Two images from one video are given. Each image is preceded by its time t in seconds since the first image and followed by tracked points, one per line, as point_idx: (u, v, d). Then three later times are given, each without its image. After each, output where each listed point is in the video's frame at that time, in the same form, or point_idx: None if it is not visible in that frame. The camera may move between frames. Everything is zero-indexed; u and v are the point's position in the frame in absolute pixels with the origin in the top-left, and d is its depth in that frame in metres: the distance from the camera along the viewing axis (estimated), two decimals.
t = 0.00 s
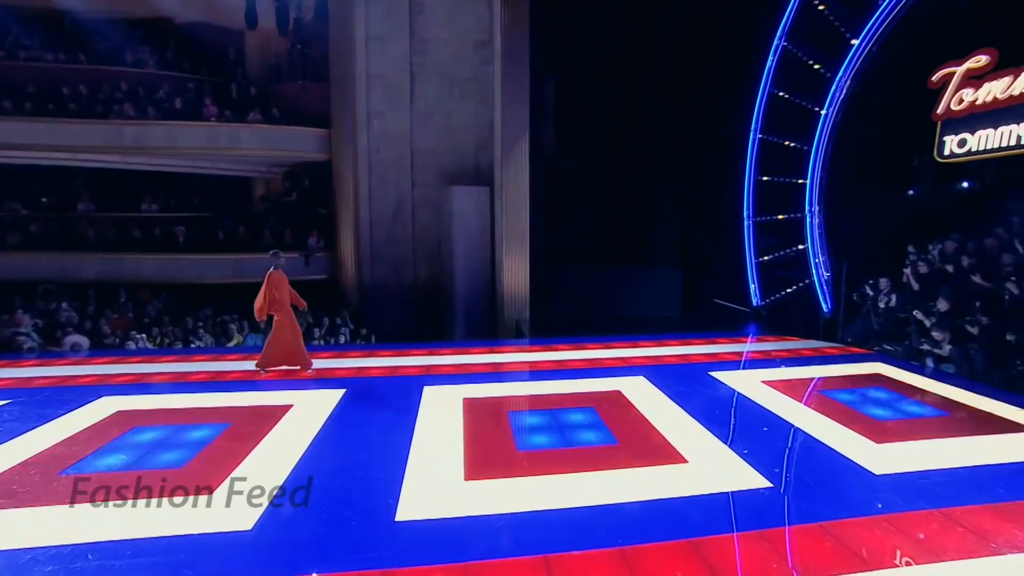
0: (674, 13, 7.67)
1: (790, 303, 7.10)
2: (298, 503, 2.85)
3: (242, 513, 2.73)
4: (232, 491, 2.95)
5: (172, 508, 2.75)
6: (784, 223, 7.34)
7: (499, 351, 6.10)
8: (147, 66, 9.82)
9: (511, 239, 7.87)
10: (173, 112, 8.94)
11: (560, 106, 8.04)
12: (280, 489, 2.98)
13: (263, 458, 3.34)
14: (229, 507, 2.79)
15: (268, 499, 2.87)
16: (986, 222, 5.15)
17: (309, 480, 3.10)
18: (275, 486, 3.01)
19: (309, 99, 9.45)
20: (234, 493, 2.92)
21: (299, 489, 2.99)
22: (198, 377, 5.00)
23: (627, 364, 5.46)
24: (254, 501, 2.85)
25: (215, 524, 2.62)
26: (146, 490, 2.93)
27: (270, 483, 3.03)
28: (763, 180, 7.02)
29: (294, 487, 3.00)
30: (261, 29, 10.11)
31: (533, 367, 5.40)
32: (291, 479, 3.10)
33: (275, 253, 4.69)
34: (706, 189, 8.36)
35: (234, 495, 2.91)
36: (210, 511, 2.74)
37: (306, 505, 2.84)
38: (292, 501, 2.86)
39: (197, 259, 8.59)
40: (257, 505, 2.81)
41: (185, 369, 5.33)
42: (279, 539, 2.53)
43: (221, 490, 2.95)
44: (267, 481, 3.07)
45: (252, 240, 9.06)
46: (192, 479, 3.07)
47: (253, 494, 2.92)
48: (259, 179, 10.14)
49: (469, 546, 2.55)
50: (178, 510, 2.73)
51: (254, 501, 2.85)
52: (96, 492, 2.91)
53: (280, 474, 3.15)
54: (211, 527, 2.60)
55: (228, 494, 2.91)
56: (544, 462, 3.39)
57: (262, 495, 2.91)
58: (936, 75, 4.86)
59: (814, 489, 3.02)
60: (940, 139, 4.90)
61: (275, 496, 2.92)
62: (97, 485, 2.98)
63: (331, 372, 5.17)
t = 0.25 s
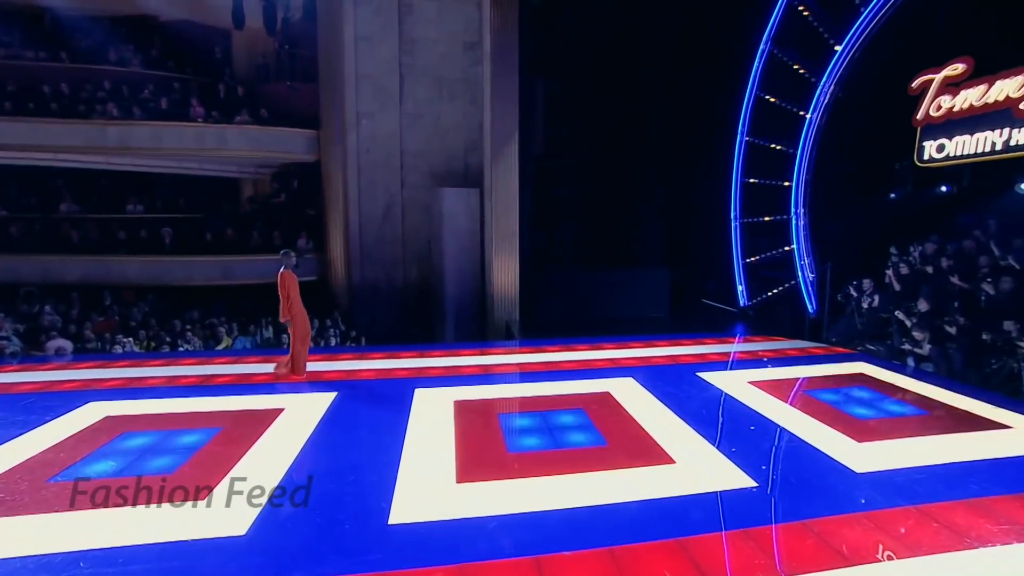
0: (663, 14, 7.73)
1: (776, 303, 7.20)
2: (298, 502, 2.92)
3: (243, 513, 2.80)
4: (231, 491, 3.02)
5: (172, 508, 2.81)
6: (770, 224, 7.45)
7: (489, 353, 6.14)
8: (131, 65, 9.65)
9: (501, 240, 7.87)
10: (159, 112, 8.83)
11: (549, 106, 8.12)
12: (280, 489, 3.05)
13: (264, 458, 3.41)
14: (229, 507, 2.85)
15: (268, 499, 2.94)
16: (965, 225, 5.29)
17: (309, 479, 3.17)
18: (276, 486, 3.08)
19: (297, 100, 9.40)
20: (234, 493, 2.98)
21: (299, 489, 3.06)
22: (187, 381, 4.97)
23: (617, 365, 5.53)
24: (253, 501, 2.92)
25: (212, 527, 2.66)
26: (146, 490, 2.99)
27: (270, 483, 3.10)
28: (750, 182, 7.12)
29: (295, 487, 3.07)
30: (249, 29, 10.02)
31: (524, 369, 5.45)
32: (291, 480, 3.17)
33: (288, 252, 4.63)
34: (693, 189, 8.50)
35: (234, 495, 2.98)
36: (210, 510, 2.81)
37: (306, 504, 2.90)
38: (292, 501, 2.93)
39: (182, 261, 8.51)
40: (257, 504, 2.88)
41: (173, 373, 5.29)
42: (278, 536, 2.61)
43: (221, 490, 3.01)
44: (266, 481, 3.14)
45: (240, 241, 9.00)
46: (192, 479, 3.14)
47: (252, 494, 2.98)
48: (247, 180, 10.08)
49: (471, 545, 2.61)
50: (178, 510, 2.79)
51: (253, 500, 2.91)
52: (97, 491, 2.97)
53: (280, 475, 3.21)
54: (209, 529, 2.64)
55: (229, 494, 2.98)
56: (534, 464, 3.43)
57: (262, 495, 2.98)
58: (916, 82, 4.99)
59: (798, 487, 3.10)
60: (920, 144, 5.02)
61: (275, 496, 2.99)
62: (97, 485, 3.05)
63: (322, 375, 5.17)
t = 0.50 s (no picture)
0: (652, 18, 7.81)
1: (766, 304, 7.28)
2: (298, 502, 2.98)
3: (243, 512, 2.86)
4: (232, 490, 3.09)
5: (175, 509, 2.88)
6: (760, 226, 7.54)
7: (482, 355, 6.18)
8: (118, 64, 9.41)
9: (493, 241, 7.95)
10: (148, 113, 8.74)
11: (540, 109, 8.19)
12: (280, 489, 3.11)
13: (265, 459, 3.48)
14: (229, 507, 2.91)
15: (267, 499, 3.00)
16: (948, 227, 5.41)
17: (309, 479, 3.23)
18: (277, 485, 3.15)
19: (288, 101, 9.37)
20: (234, 493, 3.05)
21: (299, 488, 3.12)
22: (179, 386, 4.94)
23: (609, 367, 5.58)
24: (253, 501, 2.98)
25: (213, 530, 2.70)
26: (146, 489, 3.08)
27: (271, 483, 3.16)
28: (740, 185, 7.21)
29: (294, 487, 3.13)
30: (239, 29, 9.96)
31: (517, 371, 5.49)
32: (292, 479, 3.23)
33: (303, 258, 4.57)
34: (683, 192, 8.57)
35: (234, 495, 3.04)
36: (211, 510, 2.87)
37: (306, 504, 2.96)
38: (292, 501, 2.99)
39: (173, 264, 8.39)
40: (257, 504, 2.94)
41: (164, 377, 5.26)
42: (279, 533, 2.68)
43: (222, 490, 3.08)
44: (266, 481, 3.20)
45: (230, 243, 8.94)
46: (193, 479, 3.21)
47: (252, 494, 3.05)
48: (238, 181, 10.01)
49: (472, 543, 2.67)
50: (181, 510, 2.86)
51: (253, 500, 2.98)
52: (96, 492, 3.04)
53: (280, 475, 3.28)
54: (210, 531, 2.68)
55: (229, 494, 3.04)
56: (527, 466, 3.47)
57: (262, 495, 3.04)
58: (901, 87, 5.08)
59: (787, 488, 3.16)
60: (905, 149, 5.12)
61: (274, 496, 3.05)
62: (97, 485, 3.12)
63: (315, 378, 5.17)
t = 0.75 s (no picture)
0: (646, 22, 7.87)
1: (758, 305, 7.36)
2: (299, 503, 3.03)
3: (244, 512, 2.90)
4: (232, 490, 3.14)
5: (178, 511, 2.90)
6: (752, 227, 7.63)
7: (477, 356, 6.20)
8: (109, 64, 9.34)
9: (488, 242, 7.96)
10: (140, 114, 8.65)
11: (534, 113, 8.21)
12: (280, 489, 3.17)
13: (264, 459, 3.53)
14: (229, 506, 2.96)
15: (268, 499, 3.04)
16: (936, 230, 5.52)
17: (310, 479, 3.29)
18: (277, 485, 3.20)
19: (282, 102, 9.35)
20: (234, 493, 3.09)
21: (299, 489, 3.17)
22: (175, 389, 4.93)
23: (604, 369, 5.63)
24: (253, 501, 3.03)
25: (217, 532, 2.72)
26: (146, 488, 3.14)
27: (270, 484, 3.21)
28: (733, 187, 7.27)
29: (295, 487, 3.18)
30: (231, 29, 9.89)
31: (512, 373, 5.52)
32: (291, 480, 3.28)
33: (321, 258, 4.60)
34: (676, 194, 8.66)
35: (234, 495, 3.08)
36: (211, 510, 2.91)
37: (306, 504, 3.01)
38: (293, 501, 3.03)
39: (166, 266, 8.33)
40: (257, 503, 3.00)
41: (159, 381, 5.23)
42: (279, 534, 2.72)
43: (222, 491, 3.12)
44: (266, 481, 3.25)
45: (224, 245, 8.90)
46: (193, 479, 3.26)
47: (252, 494, 3.10)
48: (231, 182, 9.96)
49: (472, 545, 2.71)
50: (181, 510, 2.89)
51: (253, 500, 3.02)
52: (96, 492, 3.09)
53: (280, 475, 3.32)
54: (214, 534, 2.71)
55: (229, 494, 3.09)
56: (526, 468, 3.51)
57: (262, 495, 3.08)
58: (890, 92, 5.16)
59: (782, 488, 3.21)
60: (895, 153, 5.20)
61: (275, 496, 3.09)
62: (96, 486, 3.17)
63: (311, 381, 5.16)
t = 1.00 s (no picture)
0: (640, 26, 7.94)
1: (750, 306, 7.45)
2: (298, 503, 3.09)
3: (244, 512, 2.98)
4: (232, 490, 3.21)
5: (180, 512, 2.96)
6: (744, 229, 7.72)
7: (472, 358, 6.23)
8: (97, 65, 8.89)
9: (482, 243, 8.00)
10: (130, 115, 8.55)
11: (529, 115, 8.15)
12: (278, 489, 3.23)
13: (264, 460, 3.60)
14: (229, 506, 3.03)
15: (268, 499, 3.12)
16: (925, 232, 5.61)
17: (310, 479, 3.36)
18: (277, 486, 3.27)
19: (273, 102, 9.28)
20: (234, 493, 3.17)
21: (299, 489, 3.24)
22: (169, 394, 4.90)
23: (598, 371, 5.67)
24: (253, 501, 3.10)
25: (220, 538, 2.73)
26: (146, 489, 3.21)
27: (269, 484, 3.28)
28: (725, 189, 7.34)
29: (294, 487, 3.25)
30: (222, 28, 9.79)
31: (506, 375, 5.55)
32: (291, 480, 3.35)
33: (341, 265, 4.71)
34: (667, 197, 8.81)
35: (234, 495, 3.16)
36: (211, 510, 2.99)
37: (306, 504, 3.08)
38: (293, 501, 3.10)
39: (158, 268, 8.51)
40: (257, 502, 3.07)
41: (152, 385, 5.19)
42: (279, 537, 2.75)
43: (222, 491, 3.20)
44: (266, 481, 3.32)
45: (216, 247, 8.84)
46: (193, 479, 3.34)
47: (252, 493, 3.17)
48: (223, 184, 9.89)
49: (471, 547, 2.75)
50: (183, 510, 2.97)
51: (253, 500, 3.09)
52: (96, 491, 3.18)
53: (279, 476, 3.40)
54: (218, 538, 2.73)
55: (229, 494, 3.16)
56: (523, 472, 3.55)
57: (262, 495, 3.15)
58: (879, 97, 5.24)
59: (776, 489, 3.27)
60: (884, 157, 5.28)
61: (275, 496, 3.16)
62: (96, 485, 3.25)
63: (306, 385, 5.15)
